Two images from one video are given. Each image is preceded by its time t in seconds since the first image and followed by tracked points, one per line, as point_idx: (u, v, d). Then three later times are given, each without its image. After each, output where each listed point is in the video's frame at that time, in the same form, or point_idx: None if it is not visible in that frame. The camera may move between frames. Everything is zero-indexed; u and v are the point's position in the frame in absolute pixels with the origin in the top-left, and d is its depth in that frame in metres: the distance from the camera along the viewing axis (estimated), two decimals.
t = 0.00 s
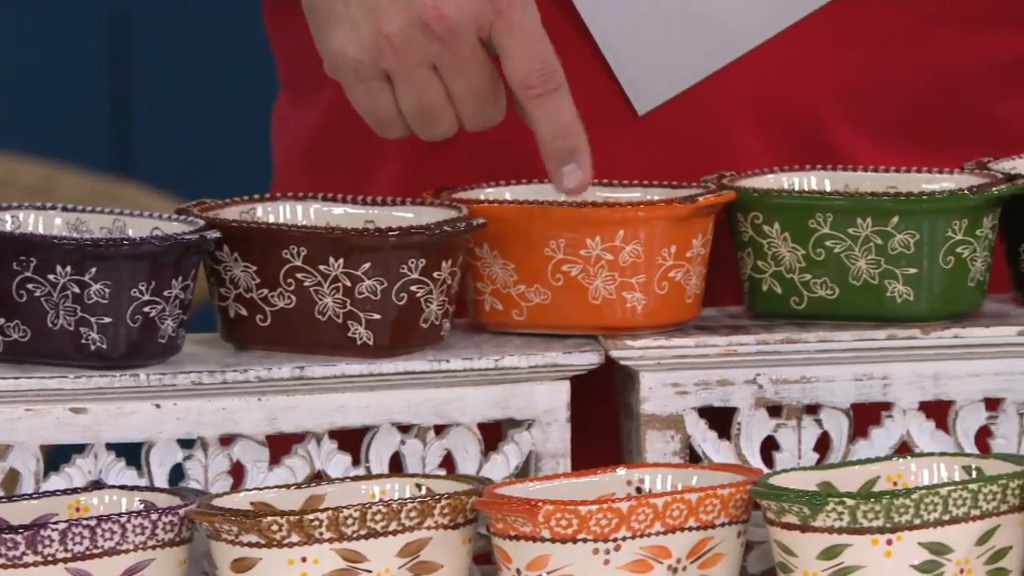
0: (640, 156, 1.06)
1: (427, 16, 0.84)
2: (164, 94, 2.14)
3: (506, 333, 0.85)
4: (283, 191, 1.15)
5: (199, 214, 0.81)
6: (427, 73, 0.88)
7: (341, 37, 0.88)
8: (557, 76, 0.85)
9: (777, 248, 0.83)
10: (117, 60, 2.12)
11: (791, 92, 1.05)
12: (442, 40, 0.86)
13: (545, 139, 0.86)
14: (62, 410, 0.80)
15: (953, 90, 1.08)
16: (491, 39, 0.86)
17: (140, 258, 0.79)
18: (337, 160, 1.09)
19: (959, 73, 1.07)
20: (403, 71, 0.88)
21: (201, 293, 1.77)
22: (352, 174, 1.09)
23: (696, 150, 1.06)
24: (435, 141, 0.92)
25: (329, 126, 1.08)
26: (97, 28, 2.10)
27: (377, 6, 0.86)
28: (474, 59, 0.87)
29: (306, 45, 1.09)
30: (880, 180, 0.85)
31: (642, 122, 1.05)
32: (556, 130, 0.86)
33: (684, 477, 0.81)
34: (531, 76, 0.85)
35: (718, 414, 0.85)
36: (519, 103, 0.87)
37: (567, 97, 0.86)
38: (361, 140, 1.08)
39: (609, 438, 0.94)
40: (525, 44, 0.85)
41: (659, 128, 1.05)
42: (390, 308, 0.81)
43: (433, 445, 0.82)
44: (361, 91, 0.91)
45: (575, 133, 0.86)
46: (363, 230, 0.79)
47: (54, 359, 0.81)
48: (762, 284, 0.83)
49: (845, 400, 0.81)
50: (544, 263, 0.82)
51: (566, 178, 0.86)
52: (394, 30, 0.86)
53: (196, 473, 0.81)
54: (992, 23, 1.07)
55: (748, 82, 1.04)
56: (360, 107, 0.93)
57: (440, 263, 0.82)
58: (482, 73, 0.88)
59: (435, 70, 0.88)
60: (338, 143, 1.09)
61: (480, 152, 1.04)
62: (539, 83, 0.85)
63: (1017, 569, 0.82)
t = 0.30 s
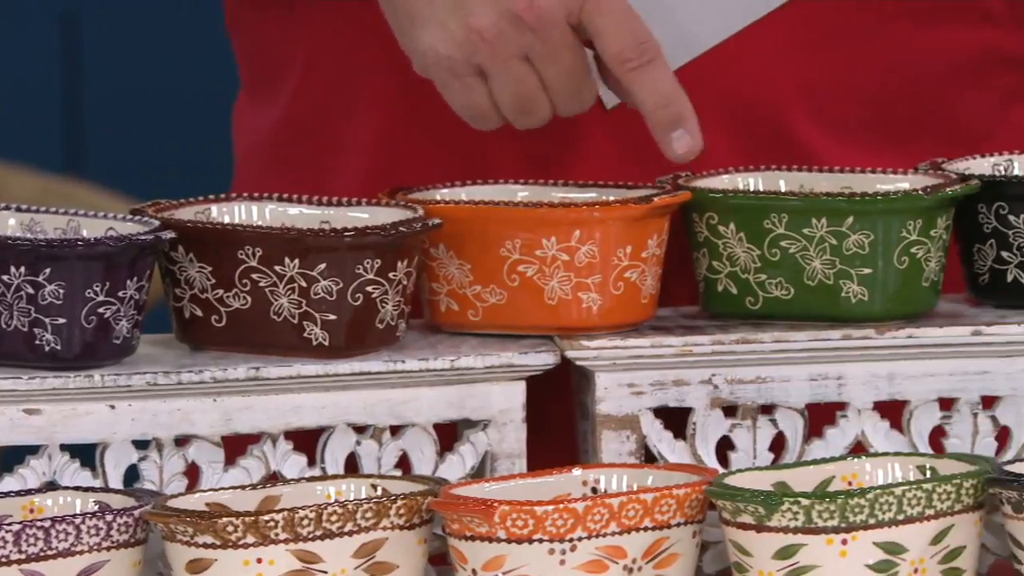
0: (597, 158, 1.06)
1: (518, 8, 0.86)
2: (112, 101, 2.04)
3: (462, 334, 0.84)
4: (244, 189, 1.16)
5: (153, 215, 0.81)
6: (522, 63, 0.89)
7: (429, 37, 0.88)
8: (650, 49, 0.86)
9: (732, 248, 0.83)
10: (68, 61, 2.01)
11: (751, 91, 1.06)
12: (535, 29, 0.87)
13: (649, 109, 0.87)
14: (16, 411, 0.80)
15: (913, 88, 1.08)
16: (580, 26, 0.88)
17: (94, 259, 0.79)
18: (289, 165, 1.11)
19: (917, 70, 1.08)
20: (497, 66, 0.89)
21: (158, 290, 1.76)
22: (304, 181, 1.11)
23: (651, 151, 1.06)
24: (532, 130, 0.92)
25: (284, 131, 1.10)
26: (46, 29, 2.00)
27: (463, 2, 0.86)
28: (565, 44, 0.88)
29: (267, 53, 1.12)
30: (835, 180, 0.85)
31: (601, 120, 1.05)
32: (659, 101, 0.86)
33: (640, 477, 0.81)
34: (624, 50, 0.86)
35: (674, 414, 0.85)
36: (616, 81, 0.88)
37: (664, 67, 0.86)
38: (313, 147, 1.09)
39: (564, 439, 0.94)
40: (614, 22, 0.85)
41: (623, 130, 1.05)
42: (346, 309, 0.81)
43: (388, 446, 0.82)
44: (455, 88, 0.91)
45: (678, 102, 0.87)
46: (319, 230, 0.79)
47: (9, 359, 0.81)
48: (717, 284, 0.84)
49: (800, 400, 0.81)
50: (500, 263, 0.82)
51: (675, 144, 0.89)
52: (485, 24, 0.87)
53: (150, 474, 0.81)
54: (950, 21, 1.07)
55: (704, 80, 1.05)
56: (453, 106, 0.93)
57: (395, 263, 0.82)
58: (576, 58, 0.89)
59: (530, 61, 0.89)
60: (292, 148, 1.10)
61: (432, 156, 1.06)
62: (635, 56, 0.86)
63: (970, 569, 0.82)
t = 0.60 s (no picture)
0: (571, 156, 1.04)
1: (537, 37, 0.82)
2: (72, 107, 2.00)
3: (420, 334, 0.84)
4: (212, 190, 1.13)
5: (110, 215, 0.81)
6: (540, 90, 0.85)
7: (445, 65, 0.84)
8: (665, 76, 0.78)
9: (690, 248, 0.83)
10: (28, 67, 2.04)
11: (730, 92, 1.02)
12: (553, 59, 0.83)
13: (661, 139, 0.79)
14: None
15: (892, 90, 1.06)
16: (596, 51, 0.84)
17: (51, 260, 0.78)
18: (254, 166, 1.07)
19: (896, 73, 1.05)
20: (515, 93, 0.85)
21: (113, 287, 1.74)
22: (271, 183, 1.07)
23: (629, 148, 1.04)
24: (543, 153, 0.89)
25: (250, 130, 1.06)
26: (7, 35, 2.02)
27: (482, 28, 0.83)
28: (582, 71, 0.84)
29: (236, 52, 1.09)
30: (792, 181, 0.85)
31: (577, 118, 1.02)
32: (670, 130, 0.78)
33: (598, 477, 0.81)
34: (638, 79, 0.78)
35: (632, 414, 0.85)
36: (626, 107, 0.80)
37: (679, 95, 0.79)
38: (281, 147, 1.06)
39: (522, 436, 0.95)
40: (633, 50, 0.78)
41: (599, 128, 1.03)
42: (304, 309, 0.81)
43: (346, 446, 0.82)
44: (471, 114, 0.87)
45: (691, 131, 0.79)
46: (276, 230, 0.79)
47: None
48: (675, 285, 0.84)
49: (757, 400, 0.82)
50: (458, 263, 0.82)
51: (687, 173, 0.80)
52: (505, 53, 0.83)
53: (108, 475, 0.81)
54: (926, 23, 1.05)
55: (682, 80, 1.01)
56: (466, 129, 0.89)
57: (353, 264, 0.82)
58: (592, 84, 0.85)
59: (546, 87, 0.85)
60: (258, 148, 1.06)
61: (402, 156, 1.03)
62: (649, 85, 0.78)
63: (927, 569, 0.83)
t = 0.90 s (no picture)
0: (536, 153, 1.03)
1: (504, 43, 0.79)
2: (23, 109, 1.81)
3: (377, 334, 0.84)
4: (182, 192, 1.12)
5: (66, 216, 0.81)
6: (508, 95, 0.82)
7: (414, 68, 0.81)
8: (637, 86, 0.79)
9: (647, 248, 0.83)
10: None
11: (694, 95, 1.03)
12: (522, 65, 0.80)
13: (633, 148, 0.79)
14: None
15: (852, 90, 1.07)
16: (566, 58, 0.81)
17: (7, 260, 0.77)
18: (221, 165, 1.07)
19: (857, 73, 1.07)
20: (483, 97, 0.82)
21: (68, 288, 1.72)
22: (237, 182, 1.07)
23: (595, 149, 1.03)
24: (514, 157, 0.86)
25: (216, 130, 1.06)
26: None
27: (450, 35, 0.80)
28: (551, 74, 0.81)
29: (203, 53, 1.09)
30: (748, 181, 0.86)
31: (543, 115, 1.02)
32: (643, 138, 0.79)
33: (555, 477, 0.81)
34: (611, 89, 0.79)
35: (589, 414, 0.85)
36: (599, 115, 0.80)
37: (650, 106, 0.79)
38: (246, 147, 1.06)
39: (480, 435, 0.95)
40: (603, 60, 0.79)
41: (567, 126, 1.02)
42: (260, 310, 0.81)
43: (303, 447, 0.81)
44: (439, 117, 0.84)
45: (663, 141, 0.79)
46: (233, 231, 0.79)
47: None
48: (631, 285, 0.84)
49: (714, 400, 0.82)
50: (415, 263, 0.82)
51: (660, 184, 0.80)
52: (473, 58, 0.80)
53: (63, 476, 0.80)
54: (887, 23, 1.06)
55: (647, 82, 1.01)
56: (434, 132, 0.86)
57: (310, 264, 0.82)
58: (561, 88, 0.82)
59: (515, 92, 0.82)
60: (224, 147, 1.06)
61: (368, 154, 1.03)
62: (623, 95, 0.78)
63: (882, 568, 0.83)
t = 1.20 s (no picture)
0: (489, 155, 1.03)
1: (459, 43, 0.79)
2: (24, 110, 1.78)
3: (333, 335, 0.84)
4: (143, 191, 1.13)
5: (20, 216, 0.80)
6: (461, 96, 0.82)
7: (368, 68, 0.81)
8: (589, 88, 0.79)
9: (603, 249, 0.83)
10: None
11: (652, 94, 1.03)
12: (475, 65, 0.80)
13: (584, 149, 0.79)
14: None
15: (812, 91, 1.07)
16: (520, 59, 0.81)
17: None
18: (180, 165, 1.07)
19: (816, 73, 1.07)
20: (435, 98, 0.82)
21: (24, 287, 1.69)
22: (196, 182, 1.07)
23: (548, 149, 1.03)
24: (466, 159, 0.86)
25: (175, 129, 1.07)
26: None
27: (404, 34, 0.80)
28: (504, 77, 0.81)
29: (164, 51, 1.09)
30: (703, 182, 0.86)
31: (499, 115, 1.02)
32: (595, 141, 0.79)
33: (511, 478, 0.81)
34: (563, 90, 0.79)
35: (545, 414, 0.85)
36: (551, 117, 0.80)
37: (603, 108, 0.79)
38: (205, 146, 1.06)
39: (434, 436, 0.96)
40: (557, 62, 0.79)
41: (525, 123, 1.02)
42: (216, 310, 0.81)
43: (258, 448, 0.81)
44: (392, 118, 0.84)
45: (615, 143, 0.79)
46: (188, 231, 0.79)
47: None
48: (587, 285, 0.84)
49: (669, 400, 0.82)
50: (370, 264, 0.82)
51: (611, 186, 0.80)
52: (427, 58, 0.80)
53: (17, 477, 0.80)
54: (849, 24, 1.06)
55: (606, 81, 1.02)
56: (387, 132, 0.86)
57: (265, 265, 0.82)
58: (513, 90, 0.82)
59: (467, 93, 0.82)
60: (182, 145, 1.07)
61: (322, 154, 1.03)
62: (574, 97, 0.79)
63: (837, 567, 0.83)
